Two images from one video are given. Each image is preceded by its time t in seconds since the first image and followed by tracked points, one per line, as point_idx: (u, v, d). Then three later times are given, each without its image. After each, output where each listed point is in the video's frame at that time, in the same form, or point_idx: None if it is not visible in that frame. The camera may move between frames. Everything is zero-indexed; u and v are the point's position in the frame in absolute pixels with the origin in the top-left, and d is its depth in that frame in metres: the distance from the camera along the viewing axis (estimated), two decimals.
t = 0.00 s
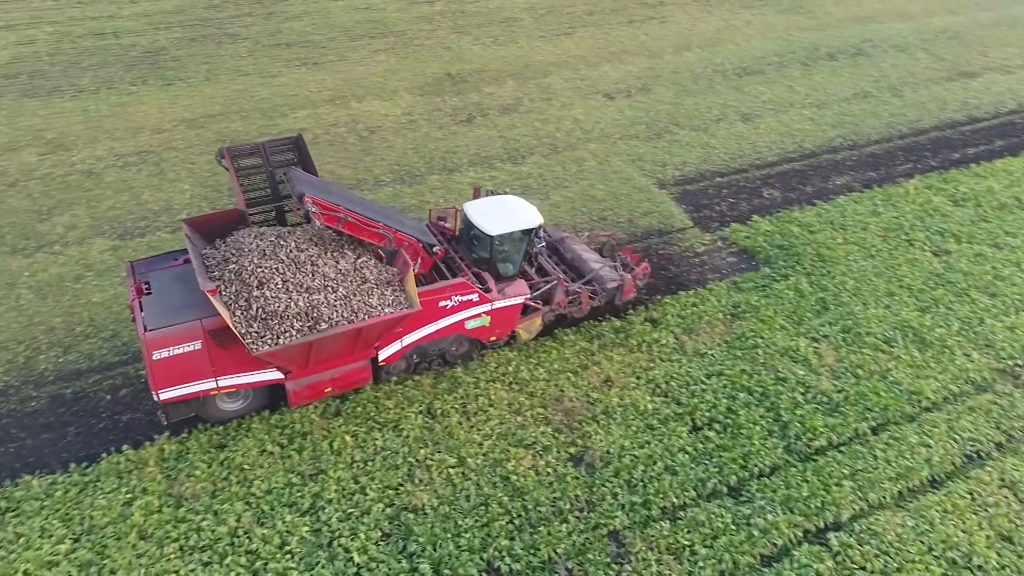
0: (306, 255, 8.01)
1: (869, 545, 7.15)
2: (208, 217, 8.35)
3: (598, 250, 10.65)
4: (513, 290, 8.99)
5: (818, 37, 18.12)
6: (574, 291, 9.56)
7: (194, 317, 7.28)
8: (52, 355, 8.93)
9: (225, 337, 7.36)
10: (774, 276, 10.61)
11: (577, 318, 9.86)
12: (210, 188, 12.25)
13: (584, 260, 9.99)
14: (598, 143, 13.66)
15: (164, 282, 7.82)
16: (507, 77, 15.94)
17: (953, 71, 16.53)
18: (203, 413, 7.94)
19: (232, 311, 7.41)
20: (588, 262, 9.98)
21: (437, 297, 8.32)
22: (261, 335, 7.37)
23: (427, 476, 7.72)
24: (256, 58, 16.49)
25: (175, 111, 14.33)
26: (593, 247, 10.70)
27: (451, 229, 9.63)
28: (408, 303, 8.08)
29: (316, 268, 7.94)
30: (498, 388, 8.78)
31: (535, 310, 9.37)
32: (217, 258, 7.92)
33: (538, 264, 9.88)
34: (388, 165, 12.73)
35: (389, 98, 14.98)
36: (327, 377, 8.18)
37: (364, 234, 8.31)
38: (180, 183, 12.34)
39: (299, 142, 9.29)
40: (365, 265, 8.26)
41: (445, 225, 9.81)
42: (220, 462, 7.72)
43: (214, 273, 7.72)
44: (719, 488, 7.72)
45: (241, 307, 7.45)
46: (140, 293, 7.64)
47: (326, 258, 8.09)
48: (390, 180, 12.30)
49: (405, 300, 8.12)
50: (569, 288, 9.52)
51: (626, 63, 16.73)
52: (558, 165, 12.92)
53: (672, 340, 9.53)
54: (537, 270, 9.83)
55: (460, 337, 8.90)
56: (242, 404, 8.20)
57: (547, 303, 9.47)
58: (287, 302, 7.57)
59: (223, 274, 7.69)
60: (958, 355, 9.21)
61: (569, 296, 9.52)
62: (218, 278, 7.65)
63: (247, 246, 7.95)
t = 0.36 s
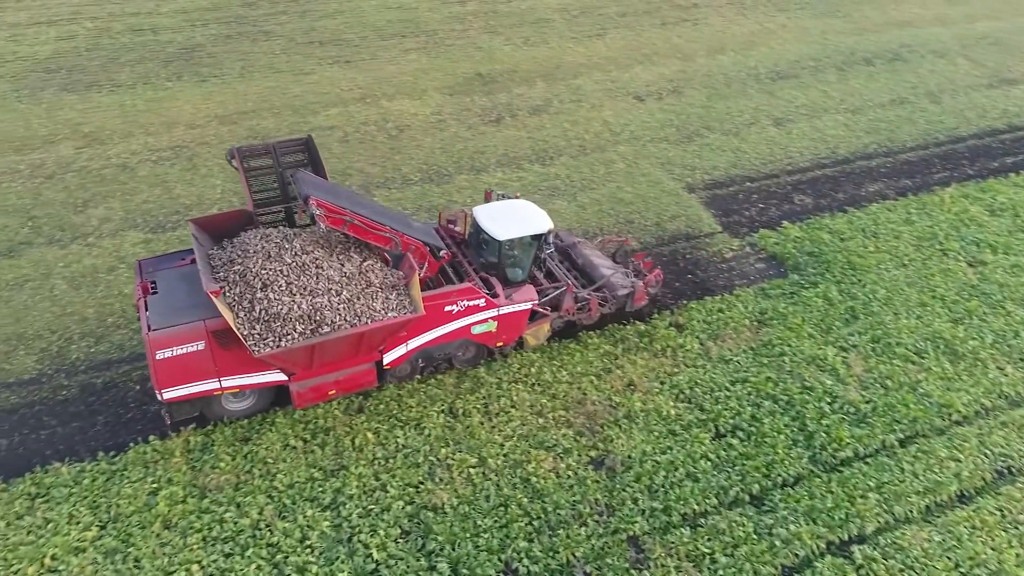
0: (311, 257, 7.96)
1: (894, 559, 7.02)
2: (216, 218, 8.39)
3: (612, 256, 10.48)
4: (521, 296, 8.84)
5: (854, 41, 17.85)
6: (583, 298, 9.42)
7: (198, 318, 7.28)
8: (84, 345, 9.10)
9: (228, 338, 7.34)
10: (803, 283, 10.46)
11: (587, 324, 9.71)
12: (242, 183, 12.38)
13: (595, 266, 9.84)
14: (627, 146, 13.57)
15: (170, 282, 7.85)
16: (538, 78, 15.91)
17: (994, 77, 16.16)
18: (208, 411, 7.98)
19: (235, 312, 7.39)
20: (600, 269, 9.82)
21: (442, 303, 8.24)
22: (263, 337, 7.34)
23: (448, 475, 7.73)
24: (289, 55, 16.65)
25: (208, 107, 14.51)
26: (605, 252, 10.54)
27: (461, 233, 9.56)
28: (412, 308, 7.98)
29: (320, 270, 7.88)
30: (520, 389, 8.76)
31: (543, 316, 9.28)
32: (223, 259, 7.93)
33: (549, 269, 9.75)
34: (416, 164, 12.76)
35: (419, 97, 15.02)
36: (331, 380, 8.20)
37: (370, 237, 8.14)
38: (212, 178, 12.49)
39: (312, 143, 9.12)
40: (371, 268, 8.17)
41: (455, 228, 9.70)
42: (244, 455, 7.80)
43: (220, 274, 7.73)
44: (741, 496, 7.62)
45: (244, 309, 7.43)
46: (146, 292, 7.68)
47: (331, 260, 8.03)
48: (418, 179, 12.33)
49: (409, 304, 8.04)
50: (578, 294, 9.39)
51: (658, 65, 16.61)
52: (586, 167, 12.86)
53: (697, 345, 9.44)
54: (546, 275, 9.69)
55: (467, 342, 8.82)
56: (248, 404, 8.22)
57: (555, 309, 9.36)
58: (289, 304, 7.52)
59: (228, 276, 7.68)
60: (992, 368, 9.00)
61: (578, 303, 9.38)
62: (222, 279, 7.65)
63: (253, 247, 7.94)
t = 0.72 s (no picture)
0: (323, 259, 7.96)
1: None
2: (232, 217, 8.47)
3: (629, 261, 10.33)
4: (534, 301, 8.71)
5: (894, 46, 17.52)
6: (598, 304, 9.28)
7: (209, 317, 7.31)
8: (118, 335, 9.26)
9: (238, 338, 7.38)
10: (835, 292, 10.29)
11: (601, 331, 9.58)
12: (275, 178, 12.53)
13: (612, 272, 9.69)
14: (660, 149, 13.46)
15: (184, 280, 7.90)
16: (570, 80, 15.85)
17: None
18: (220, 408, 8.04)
19: (245, 312, 7.42)
20: (616, 274, 9.68)
21: (454, 306, 8.16)
22: (273, 337, 7.35)
23: (471, 475, 7.73)
24: (324, 53, 16.80)
25: (244, 103, 14.70)
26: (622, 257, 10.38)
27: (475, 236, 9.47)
28: (422, 312, 7.95)
29: (331, 272, 7.87)
30: (545, 391, 8.74)
31: (557, 321, 9.15)
32: (236, 258, 7.98)
33: (563, 273, 9.62)
34: (447, 164, 12.79)
35: (452, 97, 15.06)
36: (341, 381, 8.16)
37: (382, 239, 8.09)
38: (247, 174, 12.65)
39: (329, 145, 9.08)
40: (382, 270, 8.14)
41: (469, 231, 9.56)
42: (270, 448, 7.89)
43: (232, 274, 7.77)
44: (767, 507, 7.51)
45: (255, 309, 7.46)
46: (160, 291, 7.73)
47: (342, 262, 8.02)
48: (449, 179, 12.36)
49: (420, 308, 8.00)
50: (592, 300, 9.25)
51: (692, 68, 16.45)
52: (617, 170, 12.79)
53: (725, 352, 9.33)
54: (561, 280, 9.56)
55: (479, 346, 8.74)
56: (260, 402, 8.25)
57: (569, 314, 9.23)
58: (300, 305, 7.52)
59: (240, 275, 7.72)
60: None
61: (592, 309, 9.25)
62: (235, 279, 7.69)
63: (266, 247, 7.99)
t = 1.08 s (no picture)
0: (342, 259, 7.99)
1: None
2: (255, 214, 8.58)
3: (653, 267, 10.21)
4: (553, 304, 8.67)
5: (935, 52, 17.16)
6: (618, 309, 9.18)
7: (229, 314, 7.39)
8: (151, 327, 9.42)
9: (257, 334, 7.45)
10: (867, 301, 10.11)
11: (621, 336, 9.48)
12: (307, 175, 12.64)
13: (634, 277, 9.59)
14: (691, 153, 13.34)
15: (207, 277, 8.00)
16: (603, 82, 15.77)
17: None
18: (240, 404, 8.12)
19: (265, 310, 7.48)
20: (637, 279, 9.58)
21: (472, 308, 8.14)
22: (291, 336, 7.38)
23: (493, 476, 7.72)
24: (358, 51, 16.92)
25: (278, 100, 14.86)
26: (646, 263, 10.27)
27: (496, 238, 9.44)
28: (439, 313, 7.94)
29: (350, 272, 7.89)
30: (569, 394, 8.72)
31: (576, 325, 9.08)
32: (257, 257, 8.07)
33: (584, 277, 9.55)
34: (477, 164, 12.80)
35: (483, 97, 15.06)
36: (359, 380, 8.19)
37: (402, 240, 8.08)
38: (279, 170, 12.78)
39: (350, 144, 9.07)
40: (401, 271, 8.15)
41: (491, 233, 9.53)
42: (295, 442, 7.96)
43: (253, 272, 7.86)
44: (792, 517, 7.40)
45: (275, 308, 7.51)
46: (183, 287, 7.83)
47: (362, 262, 8.04)
48: (478, 179, 12.37)
49: (437, 309, 7.97)
50: (613, 305, 9.15)
51: (727, 72, 16.28)
52: (648, 173, 12.70)
53: (753, 360, 9.22)
54: (582, 284, 9.50)
55: (497, 348, 8.72)
56: (279, 398, 8.31)
57: (589, 319, 9.15)
58: (318, 304, 7.55)
59: (261, 274, 7.80)
60: None
61: (612, 314, 9.15)
62: (256, 278, 7.77)
63: (287, 246, 8.06)
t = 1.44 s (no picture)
0: (367, 257, 8.02)
1: None
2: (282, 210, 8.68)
3: (677, 272, 10.14)
4: (577, 307, 8.63)
5: (971, 58, 16.85)
6: (641, 313, 9.13)
7: (254, 308, 7.45)
8: (177, 320, 9.54)
9: (282, 330, 7.50)
10: (895, 310, 9.95)
11: (644, 341, 9.42)
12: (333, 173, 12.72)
13: (658, 282, 9.52)
14: (719, 157, 13.21)
15: (233, 271, 8.07)
16: (630, 84, 15.68)
17: None
18: (263, 398, 8.19)
19: (291, 306, 7.54)
20: (661, 284, 9.51)
21: (494, 309, 8.13)
22: (315, 332, 7.43)
23: (511, 477, 7.71)
24: (386, 50, 16.99)
25: (307, 98, 14.96)
26: (670, 267, 10.19)
27: (521, 239, 9.43)
28: (462, 313, 7.93)
29: (375, 270, 7.92)
30: (589, 397, 8.69)
31: (599, 329, 9.04)
32: (284, 253, 8.13)
33: (608, 280, 9.51)
34: (503, 164, 12.80)
35: (510, 98, 15.05)
36: (380, 377, 8.21)
37: (427, 240, 8.10)
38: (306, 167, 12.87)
39: (378, 143, 9.07)
40: (425, 270, 8.16)
41: (515, 234, 9.50)
42: (316, 439, 8.01)
43: (279, 268, 7.93)
44: (812, 527, 7.30)
45: (300, 304, 7.57)
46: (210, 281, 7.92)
47: (386, 260, 8.06)
48: (503, 179, 12.36)
49: (460, 309, 7.96)
50: (636, 309, 9.10)
51: (756, 75, 16.11)
52: (674, 177, 12.61)
53: (776, 367, 9.12)
54: (606, 287, 9.46)
55: (519, 349, 8.70)
56: (301, 394, 8.36)
57: (612, 322, 9.11)
58: (342, 301, 7.59)
59: (287, 270, 7.86)
60: None
61: (635, 318, 9.09)
62: (282, 273, 7.84)
63: (313, 243, 8.11)
